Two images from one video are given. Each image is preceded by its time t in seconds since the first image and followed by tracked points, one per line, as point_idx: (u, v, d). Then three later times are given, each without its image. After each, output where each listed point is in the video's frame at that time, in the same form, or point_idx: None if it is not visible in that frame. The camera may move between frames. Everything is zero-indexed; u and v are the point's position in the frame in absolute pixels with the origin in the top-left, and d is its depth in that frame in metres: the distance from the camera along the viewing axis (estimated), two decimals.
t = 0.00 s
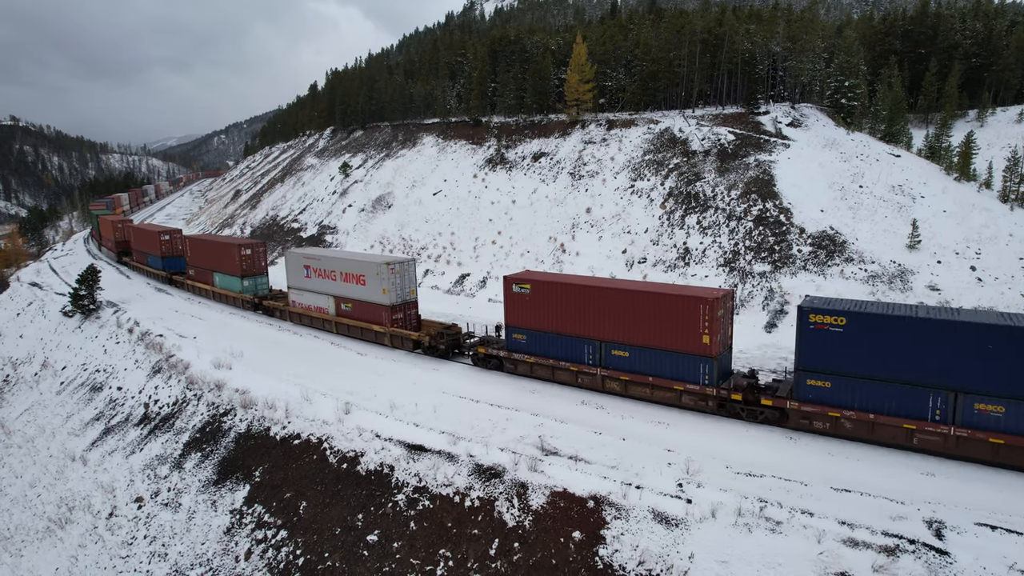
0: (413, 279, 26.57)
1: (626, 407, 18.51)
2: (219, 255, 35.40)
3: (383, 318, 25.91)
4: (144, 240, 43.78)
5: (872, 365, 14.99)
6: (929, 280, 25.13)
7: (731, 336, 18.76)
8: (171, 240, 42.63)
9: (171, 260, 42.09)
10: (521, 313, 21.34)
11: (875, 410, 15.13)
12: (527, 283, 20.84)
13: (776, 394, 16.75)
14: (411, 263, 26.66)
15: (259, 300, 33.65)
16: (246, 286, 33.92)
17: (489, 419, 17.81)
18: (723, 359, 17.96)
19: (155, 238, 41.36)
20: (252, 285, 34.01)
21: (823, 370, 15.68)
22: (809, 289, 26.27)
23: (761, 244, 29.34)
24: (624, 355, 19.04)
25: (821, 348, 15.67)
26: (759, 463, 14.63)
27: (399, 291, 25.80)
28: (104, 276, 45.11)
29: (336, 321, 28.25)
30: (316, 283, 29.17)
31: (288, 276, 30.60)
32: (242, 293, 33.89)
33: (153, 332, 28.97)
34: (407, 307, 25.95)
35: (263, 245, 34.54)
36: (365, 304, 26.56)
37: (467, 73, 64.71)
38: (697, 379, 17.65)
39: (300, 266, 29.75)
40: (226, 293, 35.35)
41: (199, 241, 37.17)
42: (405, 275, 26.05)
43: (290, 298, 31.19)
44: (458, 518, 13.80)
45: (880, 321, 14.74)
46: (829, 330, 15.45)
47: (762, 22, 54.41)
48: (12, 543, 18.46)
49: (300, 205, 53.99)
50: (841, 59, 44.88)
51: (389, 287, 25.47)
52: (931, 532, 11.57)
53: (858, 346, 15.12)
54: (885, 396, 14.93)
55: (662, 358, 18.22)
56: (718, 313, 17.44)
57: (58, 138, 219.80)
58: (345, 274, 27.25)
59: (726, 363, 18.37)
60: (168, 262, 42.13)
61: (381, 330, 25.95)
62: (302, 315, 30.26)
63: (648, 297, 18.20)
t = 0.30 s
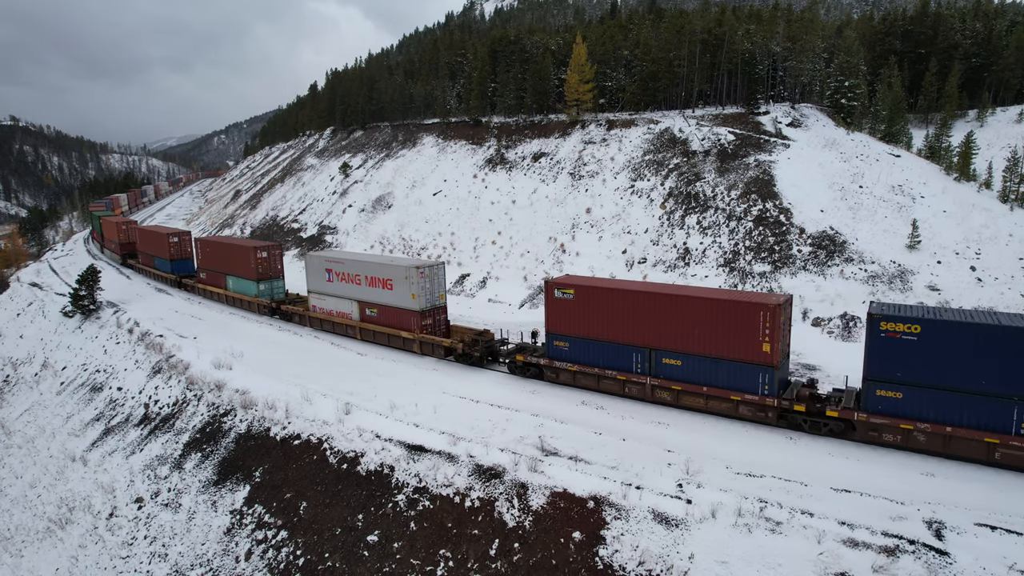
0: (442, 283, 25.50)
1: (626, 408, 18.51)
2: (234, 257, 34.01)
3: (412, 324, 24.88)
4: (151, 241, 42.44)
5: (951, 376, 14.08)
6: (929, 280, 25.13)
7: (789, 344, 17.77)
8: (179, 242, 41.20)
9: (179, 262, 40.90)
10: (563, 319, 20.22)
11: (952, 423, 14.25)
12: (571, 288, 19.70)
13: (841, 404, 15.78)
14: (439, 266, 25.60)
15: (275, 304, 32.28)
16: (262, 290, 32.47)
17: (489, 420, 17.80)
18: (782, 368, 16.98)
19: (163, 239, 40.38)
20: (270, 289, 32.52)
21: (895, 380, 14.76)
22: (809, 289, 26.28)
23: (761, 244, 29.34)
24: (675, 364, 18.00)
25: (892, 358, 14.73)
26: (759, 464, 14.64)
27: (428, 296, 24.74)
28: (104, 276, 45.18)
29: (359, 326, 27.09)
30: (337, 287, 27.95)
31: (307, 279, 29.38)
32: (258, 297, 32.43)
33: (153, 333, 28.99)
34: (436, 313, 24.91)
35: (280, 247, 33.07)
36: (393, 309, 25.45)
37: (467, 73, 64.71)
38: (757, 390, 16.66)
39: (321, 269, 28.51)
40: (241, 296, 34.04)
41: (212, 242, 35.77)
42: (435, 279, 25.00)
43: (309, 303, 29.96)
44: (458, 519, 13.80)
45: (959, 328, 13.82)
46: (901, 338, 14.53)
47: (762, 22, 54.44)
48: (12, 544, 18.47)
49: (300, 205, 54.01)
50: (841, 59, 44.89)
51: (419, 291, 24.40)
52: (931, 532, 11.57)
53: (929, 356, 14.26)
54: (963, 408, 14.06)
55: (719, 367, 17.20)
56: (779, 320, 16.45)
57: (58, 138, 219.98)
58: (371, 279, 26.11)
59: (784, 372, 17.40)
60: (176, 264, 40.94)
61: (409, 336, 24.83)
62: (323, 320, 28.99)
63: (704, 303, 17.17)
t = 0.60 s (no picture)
0: (474, 287, 24.41)
1: (626, 409, 18.53)
2: (248, 261, 32.93)
3: (443, 331, 23.80)
4: (160, 244, 41.46)
5: None
6: (929, 281, 25.14)
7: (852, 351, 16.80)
8: (189, 245, 40.20)
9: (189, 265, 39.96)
10: (609, 325, 19.16)
11: None
12: (619, 294, 18.67)
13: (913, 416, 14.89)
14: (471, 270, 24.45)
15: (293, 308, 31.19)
16: (279, 295, 31.59)
17: (488, 421, 17.82)
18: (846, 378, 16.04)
19: (172, 242, 39.44)
20: (287, 294, 31.70)
21: (975, 392, 13.95)
22: (809, 289, 26.27)
23: (761, 245, 29.35)
24: (731, 373, 17.03)
25: (971, 368, 13.93)
26: (759, 465, 14.65)
27: (460, 301, 23.65)
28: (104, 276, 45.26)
29: (386, 333, 25.95)
30: (362, 292, 26.79)
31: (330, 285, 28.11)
32: (275, 302, 31.58)
33: (153, 333, 29.01)
34: (468, 319, 23.90)
35: (296, 250, 32.19)
36: (423, 315, 24.33)
37: (467, 73, 64.68)
38: (822, 401, 15.71)
39: (344, 274, 27.28)
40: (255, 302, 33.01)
41: (223, 245, 34.61)
42: (467, 284, 23.93)
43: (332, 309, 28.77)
44: (458, 520, 13.81)
45: None
46: (982, 348, 13.76)
47: (762, 22, 54.49)
48: (12, 544, 18.47)
49: (300, 206, 54.04)
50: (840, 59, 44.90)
51: (452, 297, 23.30)
52: (930, 533, 11.58)
53: (1013, 366, 13.46)
54: None
55: (780, 378, 16.25)
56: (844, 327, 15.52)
57: (58, 138, 220.05)
58: (399, 283, 24.93)
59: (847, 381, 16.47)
60: (186, 267, 40.00)
61: (440, 343, 23.75)
62: (347, 326, 27.86)
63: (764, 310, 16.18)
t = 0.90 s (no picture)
0: (509, 292, 23.40)
1: (625, 409, 18.54)
2: (266, 264, 31.75)
3: (477, 338, 22.81)
4: (169, 245, 40.23)
5: None
6: (929, 281, 25.15)
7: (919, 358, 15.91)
8: (199, 247, 38.98)
9: (199, 269, 38.70)
10: (659, 333, 18.13)
11: None
12: (671, 300, 17.62)
13: (994, 431, 14.09)
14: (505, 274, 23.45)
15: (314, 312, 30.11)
16: (298, 299, 30.35)
17: (488, 421, 17.85)
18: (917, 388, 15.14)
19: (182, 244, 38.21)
20: (305, 298, 30.36)
21: None
22: (809, 289, 26.29)
23: (761, 245, 29.36)
24: (794, 384, 16.09)
25: None
26: (759, 465, 14.66)
27: (496, 306, 22.64)
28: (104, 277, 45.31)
29: (416, 341, 24.88)
30: (389, 296, 25.73)
31: (354, 289, 27.08)
32: (294, 306, 30.29)
33: (153, 333, 29.01)
34: (503, 325, 22.89)
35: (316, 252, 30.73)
36: (456, 321, 23.31)
37: (467, 74, 64.62)
38: (892, 413, 14.83)
39: (370, 278, 26.20)
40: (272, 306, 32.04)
41: (239, 247, 33.43)
42: (502, 288, 22.90)
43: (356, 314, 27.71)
44: (458, 520, 13.81)
45: None
46: None
47: (762, 23, 54.54)
48: (13, 545, 18.49)
49: (300, 206, 54.06)
50: (840, 59, 44.90)
51: (487, 303, 22.29)
52: (930, 534, 11.59)
53: None
54: None
55: (847, 389, 15.32)
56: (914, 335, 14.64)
57: (58, 138, 220.22)
58: (430, 288, 23.89)
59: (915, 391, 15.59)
60: (195, 271, 38.78)
61: (475, 351, 22.74)
62: (371, 332, 26.80)
63: (830, 317, 15.26)
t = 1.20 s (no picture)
0: (546, 298, 22.39)
1: (625, 410, 18.56)
2: (282, 268, 30.60)
3: (514, 345, 21.71)
4: (177, 248, 39.56)
5: None
6: (928, 282, 25.15)
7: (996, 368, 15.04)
8: (209, 249, 38.43)
9: (210, 271, 38.20)
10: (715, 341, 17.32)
11: None
12: (729, 307, 16.85)
13: None
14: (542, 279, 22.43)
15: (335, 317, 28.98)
16: (319, 304, 29.32)
17: (488, 421, 17.88)
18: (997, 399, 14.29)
19: (192, 247, 37.62)
20: (326, 303, 29.57)
21: None
22: (809, 289, 26.29)
23: (761, 245, 29.36)
24: (862, 395, 15.27)
25: None
26: (760, 466, 14.65)
27: (534, 313, 21.59)
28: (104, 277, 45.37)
29: (448, 349, 23.70)
30: (418, 302, 24.58)
31: (379, 294, 25.90)
32: (315, 312, 29.25)
33: (153, 334, 29.02)
34: (541, 332, 21.90)
35: (336, 255, 29.77)
36: (491, 328, 22.21)
37: (467, 74, 64.52)
38: (970, 427, 14.01)
39: (397, 282, 25.05)
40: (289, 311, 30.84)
41: (253, 251, 32.26)
42: (540, 294, 21.88)
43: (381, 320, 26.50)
44: (458, 521, 13.82)
45: None
46: None
47: (762, 23, 54.55)
48: (13, 545, 18.49)
49: (300, 206, 54.07)
50: (840, 60, 44.87)
51: (527, 309, 21.23)
52: (929, 535, 11.58)
53: None
54: None
55: (921, 401, 14.51)
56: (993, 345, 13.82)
57: (58, 138, 220.35)
58: (464, 293, 22.80)
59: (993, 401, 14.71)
60: (206, 274, 38.27)
61: (512, 360, 21.61)
62: (398, 339, 25.60)
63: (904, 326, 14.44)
